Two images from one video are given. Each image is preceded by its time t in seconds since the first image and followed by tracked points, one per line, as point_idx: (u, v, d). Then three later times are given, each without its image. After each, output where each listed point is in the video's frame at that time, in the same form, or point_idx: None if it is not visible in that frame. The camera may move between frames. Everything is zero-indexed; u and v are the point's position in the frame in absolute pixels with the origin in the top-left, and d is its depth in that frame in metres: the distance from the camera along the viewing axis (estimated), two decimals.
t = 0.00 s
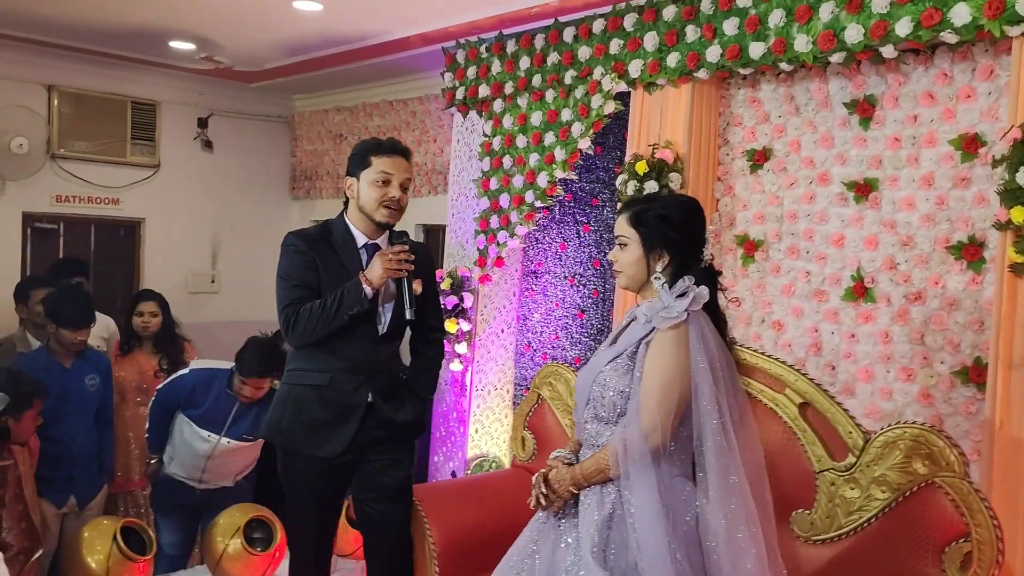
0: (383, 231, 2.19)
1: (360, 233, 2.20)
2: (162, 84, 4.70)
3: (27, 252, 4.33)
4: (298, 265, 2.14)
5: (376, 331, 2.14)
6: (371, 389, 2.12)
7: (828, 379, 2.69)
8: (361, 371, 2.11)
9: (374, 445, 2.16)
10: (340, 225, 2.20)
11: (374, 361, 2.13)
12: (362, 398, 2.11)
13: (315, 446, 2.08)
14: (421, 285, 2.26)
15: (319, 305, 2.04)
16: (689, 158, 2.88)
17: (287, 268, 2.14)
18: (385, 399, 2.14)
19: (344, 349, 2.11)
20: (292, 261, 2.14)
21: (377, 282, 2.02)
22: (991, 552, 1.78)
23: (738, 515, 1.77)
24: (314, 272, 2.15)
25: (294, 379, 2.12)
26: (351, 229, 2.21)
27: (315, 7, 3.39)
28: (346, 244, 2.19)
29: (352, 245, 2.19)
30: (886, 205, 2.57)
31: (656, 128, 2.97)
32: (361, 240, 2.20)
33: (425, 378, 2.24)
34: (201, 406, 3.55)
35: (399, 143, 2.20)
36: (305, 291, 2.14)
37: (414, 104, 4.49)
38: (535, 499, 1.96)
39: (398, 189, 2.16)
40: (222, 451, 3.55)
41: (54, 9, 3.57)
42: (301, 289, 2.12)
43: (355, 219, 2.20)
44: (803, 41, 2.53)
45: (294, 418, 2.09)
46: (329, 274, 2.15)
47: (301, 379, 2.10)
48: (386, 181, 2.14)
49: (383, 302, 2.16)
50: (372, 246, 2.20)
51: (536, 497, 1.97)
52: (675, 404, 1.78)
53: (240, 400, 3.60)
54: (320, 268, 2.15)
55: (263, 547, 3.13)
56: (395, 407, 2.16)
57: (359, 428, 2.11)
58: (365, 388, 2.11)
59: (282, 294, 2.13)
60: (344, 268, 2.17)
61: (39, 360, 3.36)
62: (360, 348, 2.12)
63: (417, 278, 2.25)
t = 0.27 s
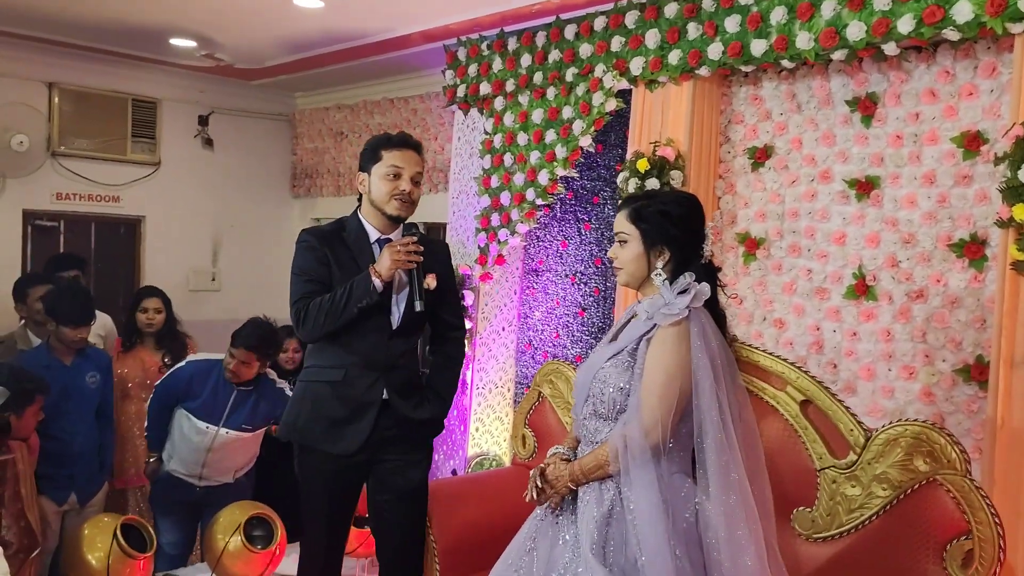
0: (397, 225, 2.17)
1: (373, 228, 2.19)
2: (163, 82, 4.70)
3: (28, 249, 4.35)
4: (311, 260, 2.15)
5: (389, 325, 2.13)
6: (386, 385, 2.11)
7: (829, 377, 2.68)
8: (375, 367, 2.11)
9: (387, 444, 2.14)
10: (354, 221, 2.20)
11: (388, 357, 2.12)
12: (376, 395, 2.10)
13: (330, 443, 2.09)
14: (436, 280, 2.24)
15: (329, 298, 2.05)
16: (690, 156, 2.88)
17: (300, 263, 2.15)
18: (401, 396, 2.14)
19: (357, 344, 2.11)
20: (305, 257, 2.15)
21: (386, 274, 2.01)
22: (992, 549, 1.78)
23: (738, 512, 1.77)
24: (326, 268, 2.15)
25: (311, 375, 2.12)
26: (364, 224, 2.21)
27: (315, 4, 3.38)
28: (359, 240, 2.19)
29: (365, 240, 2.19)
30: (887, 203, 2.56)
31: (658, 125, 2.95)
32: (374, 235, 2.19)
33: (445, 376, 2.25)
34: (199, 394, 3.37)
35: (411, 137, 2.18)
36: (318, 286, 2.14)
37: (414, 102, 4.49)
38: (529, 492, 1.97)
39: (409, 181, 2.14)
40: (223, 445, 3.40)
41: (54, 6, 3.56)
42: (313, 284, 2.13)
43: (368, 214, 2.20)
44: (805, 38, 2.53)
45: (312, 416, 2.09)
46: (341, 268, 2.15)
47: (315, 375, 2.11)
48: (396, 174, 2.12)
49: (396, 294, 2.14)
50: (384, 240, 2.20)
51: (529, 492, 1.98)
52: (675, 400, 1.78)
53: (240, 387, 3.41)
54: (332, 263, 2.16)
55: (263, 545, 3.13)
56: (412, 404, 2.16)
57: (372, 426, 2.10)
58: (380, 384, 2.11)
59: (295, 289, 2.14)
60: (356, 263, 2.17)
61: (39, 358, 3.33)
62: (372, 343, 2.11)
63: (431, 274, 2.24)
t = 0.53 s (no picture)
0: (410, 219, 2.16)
1: (387, 223, 2.18)
2: (163, 80, 4.70)
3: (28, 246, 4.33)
4: (324, 256, 2.16)
5: (402, 320, 2.13)
6: (399, 381, 2.11)
7: (829, 376, 2.69)
8: (388, 362, 2.11)
9: (399, 443, 2.13)
10: (368, 217, 2.19)
11: (401, 353, 2.12)
12: (388, 391, 2.10)
13: (343, 438, 2.09)
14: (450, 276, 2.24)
15: (339, 294, 2.05)
16: (690, 154, 2.87)
17: (314, 260, 2.16)
18: (414, 392, 2.13)
19: (369, 339, 2.11)
20: (318, 253, 2.16)
21: (394, 269, 1.98)
22: (991, 547, 1.78)
23: (734, 510, 1.77)
24: (338, 263, 2.16)
25: (325, 370, 2.13)
26: (378, 220, 2.20)
27: (315, 3, 3.38)
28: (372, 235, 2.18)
29: (379, 237, 2.17)
30: (887, 202, 2.56)
31: (658, 123, 2.95)
32: (388, 231, 2.18)
33: (463, 376, 2.25)
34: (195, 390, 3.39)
35: (423, 132, 2.18)
36: (330, 282, 2.15)
37: (414, 101, 4.49)
38: (523, 487, 1.99)
39: (421, 175, 2.13)
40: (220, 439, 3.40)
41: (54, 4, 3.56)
42: (325, 279, 2.13)
43: (382, 210, 2.19)
44: (805, 36, 2.53)
45: (325, 411, 2.10)
46: (353, 264, 2.15)
47: (328, 371, 2.12)
48: (407, 168, 2.12)
49: (409, 285, 2.14)
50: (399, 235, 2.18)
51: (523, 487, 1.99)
52: (672, 397, 1.78)
53: (235, 381, 3.41)
54: (345, 259, 2.16)
55: (262, 543, 3.12)
56: (426, 401, 2.15)
57: (384, 423, 2.09)
58: (392, 380, 2.10)
59: (308, 285, 2.15)
60: (369, 258, 2.17)
61: (39, 356, 3.33)
62: (384, 339, 2.11)
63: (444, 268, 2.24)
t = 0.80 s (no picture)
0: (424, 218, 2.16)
1: (401, 220, 2.19)
2: (163, 79, 4.70)
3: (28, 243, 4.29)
4: (339, 253, 2.17)
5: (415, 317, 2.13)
6: (411, 379, 2.11)
7: (829, 375, 2.69)
8: (400, 360, 2.11)
9: (410, 441, 2.14)
10: (383, 215, 2.20)
11: (413, 351, 2.12)
12: (400, 388, 2.10)
13: (353, 435, 2.09)
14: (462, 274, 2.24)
15: (351, 291, 2.05)
16: (690, 153, 2.87)
17: (328, 256, 2.16)
18: (426, 390, 2.13)
19: (381, 337, 2.11)
20: (333, 249, 2.17)
21: (407, 267, 1.98)
22: (990, 547, 1.78)
23: (731, 507, 1.76)
24: (352, 260, 2.16)
25: (339, 367, 2.13)
26: (393, 217, 2.20)
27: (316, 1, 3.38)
28: (386, 232, 2.19)
29: (393, 234, 2.18)
30: (887, 201, 2.56)
31: (658, 122, 2.95)
32: (402, 229, 2.18)
33: (476, 376, 2.25)
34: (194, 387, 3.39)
35: (439, 130, 2.19)
36: (343, 278, 2.15)
37: (414, 100, 4.50)
38: (523, 486, 2.01)
39: (436, 174, 2.14)
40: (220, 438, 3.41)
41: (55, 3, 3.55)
42: (339, 276, 2.14)
43: (396, 207, 2.20)
44: (805, 35, 2.52)
45: (337, 408, 2.11)
46: (367, 261, 2.16)
47: (341, 368, 2.12)
48: (422, 166, 2.12)
49: (421, 283, 2.15)
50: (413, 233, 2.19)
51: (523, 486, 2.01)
52: (667, 396, 1.78)
53: (234, 378, 3.41)
54: (359, 256, 2.16)
55: (262, 542, 3.12)
56: (438, 399, 2.15)
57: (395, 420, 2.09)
58: (404, 377, 2.10)
59: (321, 281, 2.15)
60: (382, 255, 2.17)
61: (39, 353, 3.33)
62: (396, 336, 2.11)
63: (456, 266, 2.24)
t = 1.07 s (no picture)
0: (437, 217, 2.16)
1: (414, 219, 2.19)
2: (163, 77, 4.69)
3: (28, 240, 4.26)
4: (351, 250, 2.16)
5: (426, 315, 2.12)
6: (420, 377, 2.11)
7: (829, 374, 2.68)
8: (410, 358, 2.11)
9: (415, 439, 2.14)
10: (395, 212, 2.19)
11: (422, 349, 2.12)
12: (409, 385, 2.10)
13: (362, 431, 2.08)
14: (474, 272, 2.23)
15: (362, 288, 2.04)
16: (690, 151, 2.86)
17: (340, 252, 2.16)
18: (435, 388, 2.13)
19: (393, 334, 2.10)
20: (345, 246, 2.16)
21: (419, 264, 1.97)
22: (990, 544, 1.77)
23: (728, 503, 1.76)
24: (363, 257, 2.15)
25: (348, 363, 2.13)
26: (405, 215, 2.20)
27: None
28: (399, 230, 2.18)
29: (404, 232, 2.18)
30: (888, 199, 2.55)
31: (657, 120, 2.95)
32: (414, 227, 2.18)
33: (483, 374, 2.25)
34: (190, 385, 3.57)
35: (453, 128, 2.17)
36: (355, 275, 2.14)
37: (414, 98, 4.49)
38: (522, 487, 1.99)
39: (450, 174, 2.13)
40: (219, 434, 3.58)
41: None
42: (350, 272, 2.13)
43: (409, 205, 2.19)
44: (806, 32, 2.51)
45: (347, 404, 2.11)
46: (379, 257, 2.15)
47: (351, 364, 2.12)
48: (437, 165, 2.11)
49: (433, 280, 2.14)
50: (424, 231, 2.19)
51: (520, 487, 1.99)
52: (662, 391, 1.78)
53: (234, 374, 3.62)
54: (370, 253, 2.16)
55: (261, 539, 3.11)
56: (446, 397, 2.15)
57: (404, 417, 2.09)
58: (413, 375, 2.10)
59: (333, 277, 2.14)
60: (394, 252, 2.17)
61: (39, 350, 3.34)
62: (407, 334, 2.11)
63: (468, 264, 2.23)
